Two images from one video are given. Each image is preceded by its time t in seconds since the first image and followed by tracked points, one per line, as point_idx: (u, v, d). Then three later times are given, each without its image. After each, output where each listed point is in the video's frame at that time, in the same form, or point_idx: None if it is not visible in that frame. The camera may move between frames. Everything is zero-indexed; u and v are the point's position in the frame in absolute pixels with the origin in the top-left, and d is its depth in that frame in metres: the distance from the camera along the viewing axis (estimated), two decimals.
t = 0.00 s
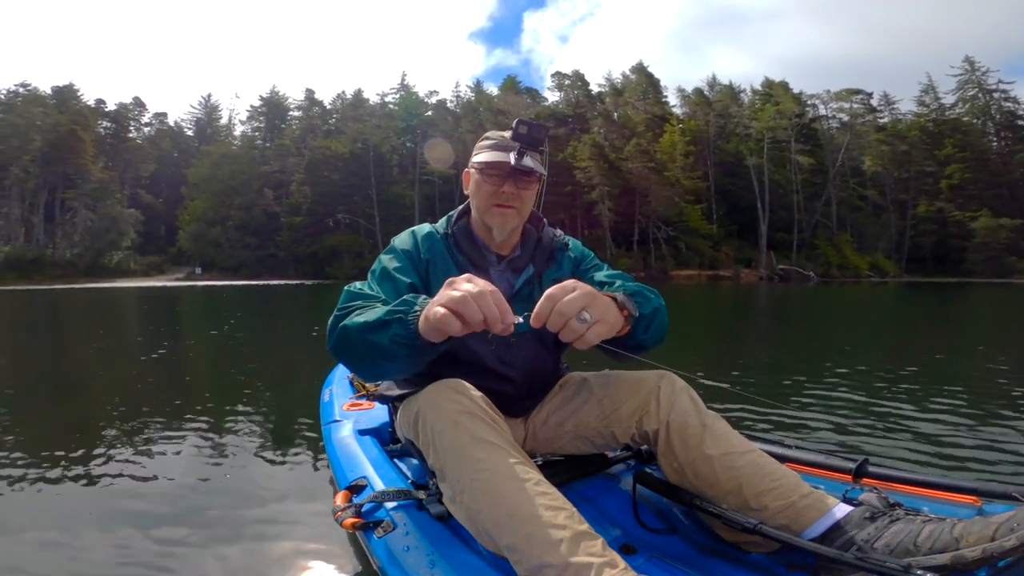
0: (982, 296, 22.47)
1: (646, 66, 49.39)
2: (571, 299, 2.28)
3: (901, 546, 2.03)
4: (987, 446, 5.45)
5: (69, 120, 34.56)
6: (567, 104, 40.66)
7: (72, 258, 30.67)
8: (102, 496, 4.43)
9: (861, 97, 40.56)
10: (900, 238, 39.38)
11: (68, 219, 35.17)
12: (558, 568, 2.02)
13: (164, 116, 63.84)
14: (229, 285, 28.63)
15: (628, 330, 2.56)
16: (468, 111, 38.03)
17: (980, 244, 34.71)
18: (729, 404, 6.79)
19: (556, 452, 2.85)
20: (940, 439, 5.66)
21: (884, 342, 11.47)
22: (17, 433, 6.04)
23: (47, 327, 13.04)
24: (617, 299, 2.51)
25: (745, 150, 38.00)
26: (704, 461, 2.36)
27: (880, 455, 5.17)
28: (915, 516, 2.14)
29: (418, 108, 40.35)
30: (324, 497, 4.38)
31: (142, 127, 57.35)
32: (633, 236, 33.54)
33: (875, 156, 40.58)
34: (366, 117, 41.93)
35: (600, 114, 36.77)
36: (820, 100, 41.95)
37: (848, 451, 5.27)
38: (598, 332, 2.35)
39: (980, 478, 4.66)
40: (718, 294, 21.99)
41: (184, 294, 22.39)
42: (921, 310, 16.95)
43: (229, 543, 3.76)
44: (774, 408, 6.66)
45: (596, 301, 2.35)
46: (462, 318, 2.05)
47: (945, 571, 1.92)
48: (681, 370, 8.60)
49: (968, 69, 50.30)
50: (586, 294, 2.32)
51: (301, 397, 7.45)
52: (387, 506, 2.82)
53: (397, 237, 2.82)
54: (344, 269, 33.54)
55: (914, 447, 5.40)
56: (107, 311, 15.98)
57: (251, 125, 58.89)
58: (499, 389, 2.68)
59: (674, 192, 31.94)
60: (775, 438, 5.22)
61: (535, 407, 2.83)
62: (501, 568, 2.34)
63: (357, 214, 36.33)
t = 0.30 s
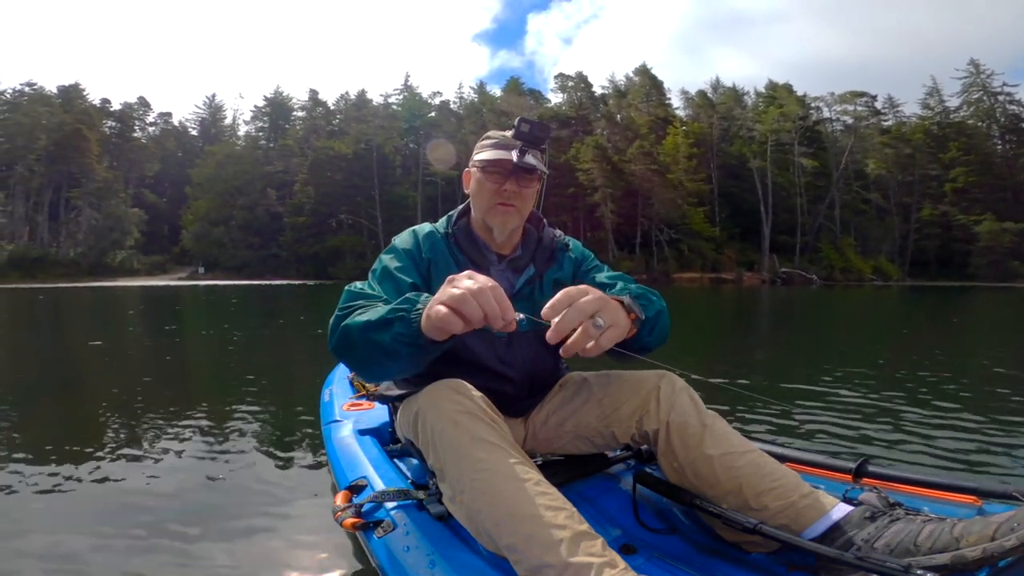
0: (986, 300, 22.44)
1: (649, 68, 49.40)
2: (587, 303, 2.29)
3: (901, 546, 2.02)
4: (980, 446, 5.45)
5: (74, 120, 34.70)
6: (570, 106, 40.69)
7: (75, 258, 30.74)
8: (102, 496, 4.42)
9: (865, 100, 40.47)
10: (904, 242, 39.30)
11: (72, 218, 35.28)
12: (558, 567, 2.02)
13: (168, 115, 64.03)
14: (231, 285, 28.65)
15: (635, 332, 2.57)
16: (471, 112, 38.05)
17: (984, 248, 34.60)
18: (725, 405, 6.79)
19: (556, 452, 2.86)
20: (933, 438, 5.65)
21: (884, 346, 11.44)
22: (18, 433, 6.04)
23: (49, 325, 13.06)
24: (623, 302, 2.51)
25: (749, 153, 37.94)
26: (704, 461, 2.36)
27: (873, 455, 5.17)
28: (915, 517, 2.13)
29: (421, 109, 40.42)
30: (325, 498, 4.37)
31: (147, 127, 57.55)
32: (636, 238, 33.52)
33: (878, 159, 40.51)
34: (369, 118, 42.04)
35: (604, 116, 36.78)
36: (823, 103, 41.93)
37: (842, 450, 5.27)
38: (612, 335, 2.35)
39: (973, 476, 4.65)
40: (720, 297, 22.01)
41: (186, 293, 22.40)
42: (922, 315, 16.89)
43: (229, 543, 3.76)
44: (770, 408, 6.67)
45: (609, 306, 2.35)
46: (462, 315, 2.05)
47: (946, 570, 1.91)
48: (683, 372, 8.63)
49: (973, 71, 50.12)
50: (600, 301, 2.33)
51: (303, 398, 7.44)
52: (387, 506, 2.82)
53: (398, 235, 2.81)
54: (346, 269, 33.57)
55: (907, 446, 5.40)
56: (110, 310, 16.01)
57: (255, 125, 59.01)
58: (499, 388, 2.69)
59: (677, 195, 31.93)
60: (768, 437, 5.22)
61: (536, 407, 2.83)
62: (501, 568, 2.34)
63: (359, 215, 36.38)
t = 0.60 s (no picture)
0: (987, 297, 22.39)
1: (649, 66, 49.38)
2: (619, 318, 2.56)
3: (901, 546, 2.02)
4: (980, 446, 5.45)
5: (74, 120, 34.72)
6: (570, 104, 40.69)
7: (75, 258, 30.73)
8: (102, 495, 4.40)
9: (865, 98, 40.41)
10: (904, 239, 39.30)
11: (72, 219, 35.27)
12: (558, 568, 2.02)
13: (168, 115, 64.00)
14: (232, 284, 28.64)
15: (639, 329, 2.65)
16: (471, 111, 38.05)
17: (985, 245, 34.56)
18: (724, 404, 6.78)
19: (556, 452, 2.84)
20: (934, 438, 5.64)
21: (883, 344, 11.43)
22: (19, 433, 6.04)
23: (49, 326, 13.05)
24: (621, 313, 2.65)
25: (749, 150, 37.88)
26: (704, 462, 2.36)
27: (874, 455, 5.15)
28: (914, 517, 2.13)
29: (421, 108, 40.47)
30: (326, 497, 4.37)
31: (147, 127, 57.56)
32: (636, 236, 33.48)
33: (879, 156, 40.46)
34: (369, 117, 42.06)
35: (603, 114, 36.77)
36: (823, 100, 41.88)
37: (842, 450, 5.24)
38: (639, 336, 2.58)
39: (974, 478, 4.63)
40: (720, 295, 21.96)
41: (187, 293, 22.41)
42: (922, 311, 16.89)
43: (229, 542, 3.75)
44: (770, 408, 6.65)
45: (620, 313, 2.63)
46: (449, 326, 2.03)
47: (945, 570, 1.91)
48: (685, 371, 8.64)
49: (973, 69, 50.07)
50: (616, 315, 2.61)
51: (304, 398, 7.43)
52: (386, 506, 2.81)
53: (387, 242, 2.78)
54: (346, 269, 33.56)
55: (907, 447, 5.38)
56: (111, 310, 16.02)
57: (255, 125, 58.99)
58: (498, 392, 2.69)
59: (677, 193, 31.91)
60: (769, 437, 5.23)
61: (535, 408, 2.82)
62: (501, 568, 2.34)
63: (359, 214, 36.35)
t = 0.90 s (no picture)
0: (986, 302, 22.39)
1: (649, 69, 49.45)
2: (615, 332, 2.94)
3: (901, 546, 2.01)
4: (971, 446, 5.47)
5: (75, 117, 34.72)
6: (570, 105, 40.71)
7: (74, 255, 30.67)
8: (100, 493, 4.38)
9: (866, 102, 40.46)
10: (903, 244, 39.39)
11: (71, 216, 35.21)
12: (558, 568, 2.03)
13: (168, 114, 63.99)
14: (231, 283, 28.56)
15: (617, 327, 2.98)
16: (472, 112, 38.08)
17: (984, 250, 34.60)
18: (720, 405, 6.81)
19: (556, 452, 2.84)
20: (927, 439, 5.65)
21: (880, 347, 11.47)
22: (16, 430, 6.03)
23: (49, 323, 13.03)
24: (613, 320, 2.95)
25: (749, 153, 37.88)
26: (704, 462, 2.37)
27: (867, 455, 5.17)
28: (915, 517, 2.13)
29: (422, 108, 40.53)
30: (325, 496, 4.35)
31: (147, 125, 57.54)
32: (635, 238, 33.47)
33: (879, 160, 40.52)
34: (370, 117, 42.09)
35: (603, 116, 36.80)
36: (824, 104, 41.91)
37: (836, 450, 5.25)
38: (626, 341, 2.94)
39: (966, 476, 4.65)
40: (720, 298, 21.98)
41: (186, 291, 22.34)
42: (920, 316, 16.94)
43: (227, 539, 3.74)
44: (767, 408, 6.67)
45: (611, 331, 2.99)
46: (457, 333, 1.98)
47: (946, 570, 1.91)
48: (683, 372, 8.69)
49: (973, 74, 50.16)
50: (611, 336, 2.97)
51: (303, 398, 7.40)
52: (387, 506, 2.81)
53: (381, 243, 2.73)
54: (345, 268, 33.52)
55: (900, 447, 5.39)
56: (110, 308, 16.01)
57: (255, 124, 58.97)
58: (499, 394, 2.68)
59: (677, 195, 31.94)
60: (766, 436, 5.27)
61: (535, 407, 2.82)
62: (501, 569, 2.34)
63: (358, 214, 36.28)
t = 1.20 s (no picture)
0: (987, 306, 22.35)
1: (651, 71, 49.51)
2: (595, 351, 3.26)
3: (901, 546, 2.01)
4: (973, 448, 5.42)
5: (77, 116, 34.78)
6: (572, 107, 40.77)
7: (74, 253, 30.65)
8: (97, 498, 4.35)
9: (868, 105, 40.42)
10: (903, 248, 39.48)
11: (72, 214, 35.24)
12: (558, 568, 2.03)
13: (170, 113, 64.08)
14: (231, 282, 28.55)
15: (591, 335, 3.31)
16: (473, 113, 38.11)
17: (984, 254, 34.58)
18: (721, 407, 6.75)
19: (556, 452, 2.84)
20: (924, 438, 5.66)
21: (881, 351, 11.46)
22: (17, 427, 6.06)
23: (51, 321, 13.04)
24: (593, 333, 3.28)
25: (750, 156, 37.86)
26: (704, 461, 2.37)
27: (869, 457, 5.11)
28: (914, 516, 2.13)
29: (423, 109, 40.59)
30: (324, 499, 4.34)
31: (149, 124, 57.60)
32: (636, 240, 33.48)
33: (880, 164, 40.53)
34: (371, 118, 42.15)
35: (605, 118, 36.83)
36: (826, 108, 41.89)
37: (833, 450, 5.26)
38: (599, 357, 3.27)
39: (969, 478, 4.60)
40: (721, 301, 21.99)
41: (186, 290, 22.34)
42: (920, 320, 16.91)
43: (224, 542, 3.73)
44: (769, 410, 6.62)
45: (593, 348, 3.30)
46: (458, 319, 1.99)
47: (945, 570, 1.92)
48: (682, 373, 8.72)
49: (975, 78, 50.12)
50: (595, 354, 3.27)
51: (303, 397, 7.39)
52: (387, 506, 2.81)
53: (384, 241, 2.72)
54: (344, 269, 33.53)
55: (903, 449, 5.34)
56: (110, 306, 16.01)
57: (257, 124, 59.02)
58: (498, 391, 2.68)
59: (678, 198, 31.94)
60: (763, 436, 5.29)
61: (535, 406, 2.81)
62: (501, 568, 2.34)
63: (359, 214, 36.22)
